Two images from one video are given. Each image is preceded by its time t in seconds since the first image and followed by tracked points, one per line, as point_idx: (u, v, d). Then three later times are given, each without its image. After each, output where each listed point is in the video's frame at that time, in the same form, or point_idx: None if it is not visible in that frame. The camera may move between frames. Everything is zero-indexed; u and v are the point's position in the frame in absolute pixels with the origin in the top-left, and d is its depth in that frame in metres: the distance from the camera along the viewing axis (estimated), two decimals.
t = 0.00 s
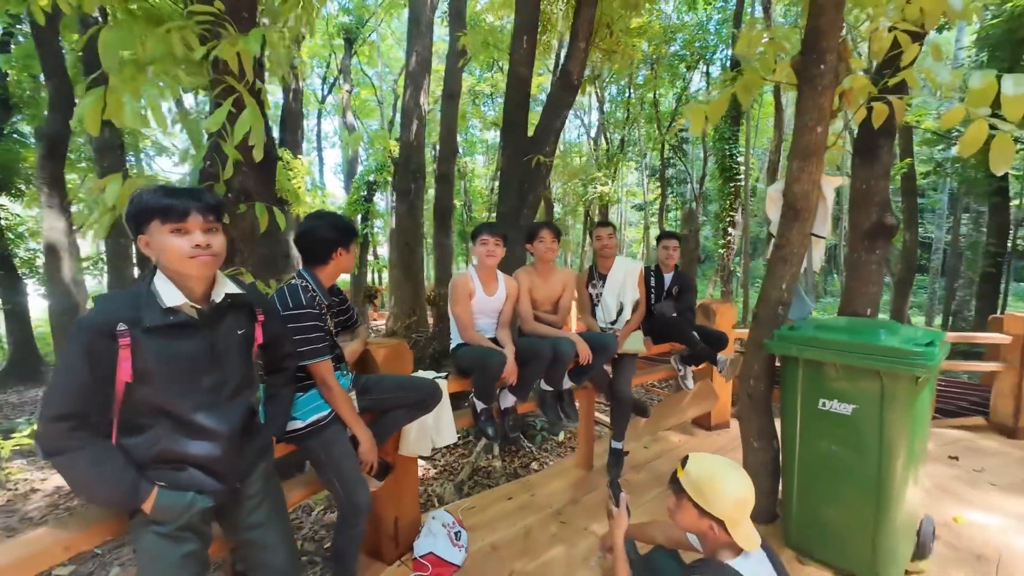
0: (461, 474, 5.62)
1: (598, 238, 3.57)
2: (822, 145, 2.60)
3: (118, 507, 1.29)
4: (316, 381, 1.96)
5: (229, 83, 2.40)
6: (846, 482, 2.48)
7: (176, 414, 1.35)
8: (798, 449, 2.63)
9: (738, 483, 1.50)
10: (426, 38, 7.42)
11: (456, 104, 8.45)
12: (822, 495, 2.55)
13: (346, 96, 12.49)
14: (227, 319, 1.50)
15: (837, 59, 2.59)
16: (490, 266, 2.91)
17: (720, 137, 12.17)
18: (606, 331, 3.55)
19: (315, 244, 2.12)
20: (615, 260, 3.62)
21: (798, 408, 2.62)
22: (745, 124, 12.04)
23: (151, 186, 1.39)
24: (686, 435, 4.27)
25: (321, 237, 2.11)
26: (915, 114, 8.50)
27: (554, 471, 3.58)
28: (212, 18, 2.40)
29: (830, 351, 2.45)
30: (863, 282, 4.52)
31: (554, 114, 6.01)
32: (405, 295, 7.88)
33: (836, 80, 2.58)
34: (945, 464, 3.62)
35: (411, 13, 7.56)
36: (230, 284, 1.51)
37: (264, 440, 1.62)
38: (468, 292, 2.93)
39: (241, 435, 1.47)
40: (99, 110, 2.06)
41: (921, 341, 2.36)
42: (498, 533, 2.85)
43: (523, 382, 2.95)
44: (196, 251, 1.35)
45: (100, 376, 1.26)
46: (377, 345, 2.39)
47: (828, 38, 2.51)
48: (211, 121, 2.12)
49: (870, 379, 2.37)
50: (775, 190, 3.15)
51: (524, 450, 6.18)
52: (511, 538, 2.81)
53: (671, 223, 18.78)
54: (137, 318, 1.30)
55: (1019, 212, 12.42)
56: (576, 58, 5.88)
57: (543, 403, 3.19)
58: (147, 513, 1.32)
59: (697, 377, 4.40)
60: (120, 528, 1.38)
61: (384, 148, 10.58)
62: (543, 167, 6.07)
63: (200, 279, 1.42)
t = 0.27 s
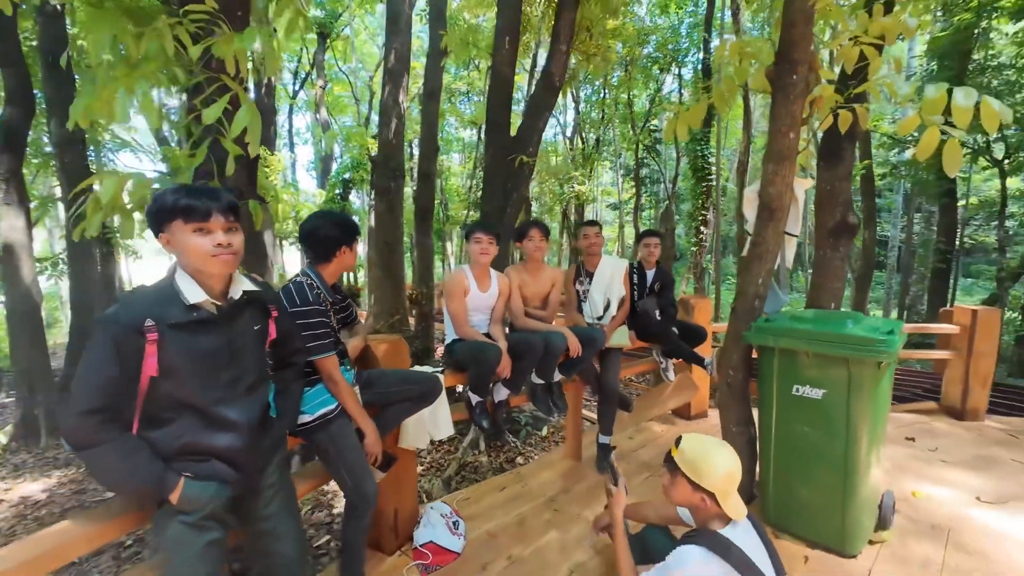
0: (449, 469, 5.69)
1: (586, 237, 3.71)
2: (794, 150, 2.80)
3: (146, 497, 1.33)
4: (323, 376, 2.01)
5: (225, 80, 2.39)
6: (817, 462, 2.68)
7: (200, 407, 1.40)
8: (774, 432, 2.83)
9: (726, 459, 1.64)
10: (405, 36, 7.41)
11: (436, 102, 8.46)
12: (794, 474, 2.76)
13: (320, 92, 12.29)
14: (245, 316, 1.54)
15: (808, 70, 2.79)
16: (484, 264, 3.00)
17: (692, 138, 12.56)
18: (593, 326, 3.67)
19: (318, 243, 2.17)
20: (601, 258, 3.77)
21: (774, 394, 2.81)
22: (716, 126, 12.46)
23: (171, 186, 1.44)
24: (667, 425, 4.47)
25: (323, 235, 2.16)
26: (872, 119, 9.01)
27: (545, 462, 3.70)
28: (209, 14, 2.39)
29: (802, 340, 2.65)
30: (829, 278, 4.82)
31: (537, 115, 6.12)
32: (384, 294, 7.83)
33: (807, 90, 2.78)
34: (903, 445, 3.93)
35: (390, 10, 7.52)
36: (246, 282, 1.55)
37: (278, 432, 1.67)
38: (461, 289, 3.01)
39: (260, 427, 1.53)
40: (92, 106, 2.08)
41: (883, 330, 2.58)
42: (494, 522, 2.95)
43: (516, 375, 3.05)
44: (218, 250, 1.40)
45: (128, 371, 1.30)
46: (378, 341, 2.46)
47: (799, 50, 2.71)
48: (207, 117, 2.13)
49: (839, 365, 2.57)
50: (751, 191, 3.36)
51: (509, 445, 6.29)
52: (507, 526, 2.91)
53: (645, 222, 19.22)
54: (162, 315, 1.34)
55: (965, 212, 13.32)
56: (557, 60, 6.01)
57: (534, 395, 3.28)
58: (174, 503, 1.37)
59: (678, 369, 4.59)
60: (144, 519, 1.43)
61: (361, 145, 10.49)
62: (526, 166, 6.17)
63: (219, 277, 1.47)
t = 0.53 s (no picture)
0: (435, 465, 5.76)
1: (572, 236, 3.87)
2: (764, 155, 3.01)
3: (169, 485, 1.39)
4: (326, 370, 2.09)
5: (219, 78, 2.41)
6: (787, 443, 2.89)
7: (220, 397, 1.48)
8: (748, 417, 3.03)
9: (707, 437, 1.81)
10: (384, 34, 7.40)
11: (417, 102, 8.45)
12: (766, 456, 2.96)
13: (295, 88, 12.07)
14: (258, 312, 1.62)
15: (776, 81, 3.00)
16: (476, 262, 3.13)
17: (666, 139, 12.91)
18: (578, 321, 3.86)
19: (319, 242, 2.26)
20: (586, 256, 3.95)
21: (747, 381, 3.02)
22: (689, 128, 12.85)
23: (190, 187, 1.50)
24: (647, 415, 4.68)
25: (324, 234, 2.26)
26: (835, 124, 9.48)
27: (533, 452, 3.83)
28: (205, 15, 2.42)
29: (772, 331, 2.86)
30: (797, 275, 5.11)
31: (519, 116, 6.23)
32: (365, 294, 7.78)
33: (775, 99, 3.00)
34: (863, 429, 4.23)
35: (368, 8, 7.50)
36: (260, 279, 1.63)
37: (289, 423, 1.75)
38: (454, 287, 3.12)
39: (274, 416, 1.62)
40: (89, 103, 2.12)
41: (845, 321, 2.81)
42: (487, 509, 3.07)
43: (507, 368, 3.18)
44: (240, 249, 1.48)
45: (152, 363, 1.36)
46: (375, 337, 2.55)
47: (769, 62, 2.92)
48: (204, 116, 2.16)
49: (805, 353, 2.80)
50: (726, 193, 3.58)
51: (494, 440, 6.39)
52: (499, 513, 3.03)
53: (622, 221, 19.59)
54: (185, 310, 1.40)
55: (919, 212, 14.16)
56: (538, 63, 6.14)
57: (523, 388, 3.41)
58: (195, 490, 1.43)
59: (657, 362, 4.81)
60: (162, 507, 1.48)
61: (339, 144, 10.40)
62: (509, 167, 6.28)
63: (237, 275, 1.55)
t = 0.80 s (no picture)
0: (423, 460, 5.85)
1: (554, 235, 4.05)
2: (736, 159, 3.24)
3: (193, 467, 1.48)
4: (330, 362, 2.20)
5: (217, 78, 2.44)
6: (757, 426, 3.11)
7: (240, 384, 1.59)
8: (722, 403, 3.26)
9: (686, 416, 1.99)
10: (366, 33, 7.43)
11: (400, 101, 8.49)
12: (739, 439, 3.18)
13: (272, 85, 11.90)
14: (273, 305, 1.72)
15: (747, 90, 3.22)
16: (468, 259, 3.27)
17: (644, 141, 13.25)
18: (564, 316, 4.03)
19: (321, 241, 2.38)
20: (570, 254, 4.13)
21: (722, 370, 3.24)
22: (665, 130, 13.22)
23: (212, 189, 1.63)
24: (629, 406, 4.89)
25: (325, 232, 2.37)
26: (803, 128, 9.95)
27: (521, 443, 3.99)
28: (203, 16, 2.46)
29: (744, 323, 3.09)
30: (768, 272, 5.41)
31: (503, 118, 6.37)
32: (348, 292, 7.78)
33: (746, 108, 3.22)
34: (828, 415, 4.54)
35: (349, 6, 7.49)
36: (273, 275, 1.74)
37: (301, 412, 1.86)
38: (447, 283, 3.24)
39: (288, 402, 1.74)
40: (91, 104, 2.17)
41: (808, 312, 3.07)
42: (479, 496, 3.21)
43: (497, 361, 3.33)
44: (261, 247, 1.61)
45: (177, 352, 1.46)
46: (373, 331, 2.66)
47: (740, 74, 3.14)
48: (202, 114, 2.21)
49: (773, 342, 3.03)
50: (702, 195, 3.80)
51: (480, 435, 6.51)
52: (492, 499, 3.18)
53: (601, 221, 19.93)
54: (208, 303, 1.51)
55: (881, 212, 14.91)
56: (522, 66, 6.30)
57: (513, 380, 3.56)
58: (217, 472, 1.53)
59: (639, 355, 5.03)
60: (183, 489, 1.57)
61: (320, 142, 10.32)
62: (494, 167, 6.39)
63: (255, 270, 1.67)
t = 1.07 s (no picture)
0: (413, 457, 5.92)
1: (541, 236, 4.20)
2: (715, 164, 3.43)
3: (214, 454, 1.57)
4: (334, 357, 2.28)
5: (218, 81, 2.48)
6: (735, 415, 3.31)
7: (256, 376, 1.67)
8: (703, 394, 3.44)
9: (672, 402, 2.16)
10: (351, 33, 7.42)
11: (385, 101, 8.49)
12: (718, 428, 3.37)
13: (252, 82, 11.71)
14: (285, 302, 1.81)
15: (726, 99, 3.42)
16: (462, 259, 3.40)
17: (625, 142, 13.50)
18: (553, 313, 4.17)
19: (323, 241, 2.47)
20: (558, 254, 4.28)
21: (702, 362, 3.42)
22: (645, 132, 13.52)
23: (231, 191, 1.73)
24: (614, 400, 5.07)
25: (327, 232, 2.46)
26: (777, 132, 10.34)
27: (512, 436, 4.11)
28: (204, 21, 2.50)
29: (723, 317, 3.29)
30: (744, 270, 5.66)
31: (490, 120, 6.47)
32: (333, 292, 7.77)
33: (724, 115, 3.41)
34: (800, 405, 4.80)
35: (333, 5, 7.46)
36: (286, 273, 1.83)
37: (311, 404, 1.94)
38: (441, 281, 3.36)
39: (300, 393, 1.82)
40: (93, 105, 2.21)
41: (781, 307, 3.29)
42: (474, 487, 3.33)
43: (490, 356, 3.45)
44: (279, 245, 1.72)
45: (199, 345, 1.54)
46: (371, 329, 2.75)
47: (718, 83, 3.33)
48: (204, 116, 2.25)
49: (750, 336, 3.23)
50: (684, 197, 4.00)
51: (469, 431, 6.61)
52: (486, 490, 3.30)
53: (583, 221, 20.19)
54: (227, 299, 1.60)
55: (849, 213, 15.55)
56: (509, 69, 6.42)
57: (505, 376, 3.68)
58: (236, 460, 1.62)
59: (623, 351, 5.21)
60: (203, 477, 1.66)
61: (302, 140, 10.22)
62: (481, 167, 6.46)
63: (270, 268, 1.76)
